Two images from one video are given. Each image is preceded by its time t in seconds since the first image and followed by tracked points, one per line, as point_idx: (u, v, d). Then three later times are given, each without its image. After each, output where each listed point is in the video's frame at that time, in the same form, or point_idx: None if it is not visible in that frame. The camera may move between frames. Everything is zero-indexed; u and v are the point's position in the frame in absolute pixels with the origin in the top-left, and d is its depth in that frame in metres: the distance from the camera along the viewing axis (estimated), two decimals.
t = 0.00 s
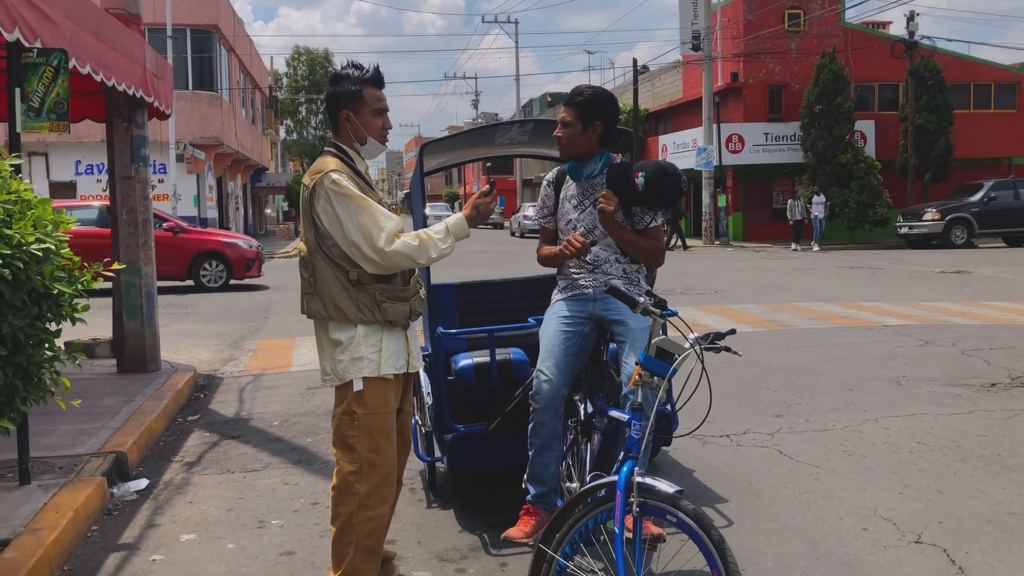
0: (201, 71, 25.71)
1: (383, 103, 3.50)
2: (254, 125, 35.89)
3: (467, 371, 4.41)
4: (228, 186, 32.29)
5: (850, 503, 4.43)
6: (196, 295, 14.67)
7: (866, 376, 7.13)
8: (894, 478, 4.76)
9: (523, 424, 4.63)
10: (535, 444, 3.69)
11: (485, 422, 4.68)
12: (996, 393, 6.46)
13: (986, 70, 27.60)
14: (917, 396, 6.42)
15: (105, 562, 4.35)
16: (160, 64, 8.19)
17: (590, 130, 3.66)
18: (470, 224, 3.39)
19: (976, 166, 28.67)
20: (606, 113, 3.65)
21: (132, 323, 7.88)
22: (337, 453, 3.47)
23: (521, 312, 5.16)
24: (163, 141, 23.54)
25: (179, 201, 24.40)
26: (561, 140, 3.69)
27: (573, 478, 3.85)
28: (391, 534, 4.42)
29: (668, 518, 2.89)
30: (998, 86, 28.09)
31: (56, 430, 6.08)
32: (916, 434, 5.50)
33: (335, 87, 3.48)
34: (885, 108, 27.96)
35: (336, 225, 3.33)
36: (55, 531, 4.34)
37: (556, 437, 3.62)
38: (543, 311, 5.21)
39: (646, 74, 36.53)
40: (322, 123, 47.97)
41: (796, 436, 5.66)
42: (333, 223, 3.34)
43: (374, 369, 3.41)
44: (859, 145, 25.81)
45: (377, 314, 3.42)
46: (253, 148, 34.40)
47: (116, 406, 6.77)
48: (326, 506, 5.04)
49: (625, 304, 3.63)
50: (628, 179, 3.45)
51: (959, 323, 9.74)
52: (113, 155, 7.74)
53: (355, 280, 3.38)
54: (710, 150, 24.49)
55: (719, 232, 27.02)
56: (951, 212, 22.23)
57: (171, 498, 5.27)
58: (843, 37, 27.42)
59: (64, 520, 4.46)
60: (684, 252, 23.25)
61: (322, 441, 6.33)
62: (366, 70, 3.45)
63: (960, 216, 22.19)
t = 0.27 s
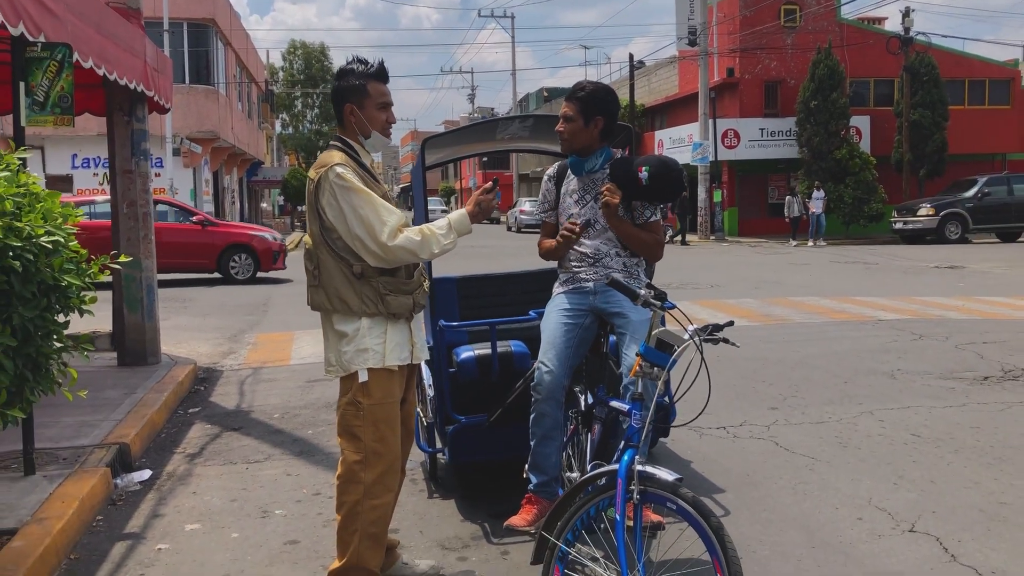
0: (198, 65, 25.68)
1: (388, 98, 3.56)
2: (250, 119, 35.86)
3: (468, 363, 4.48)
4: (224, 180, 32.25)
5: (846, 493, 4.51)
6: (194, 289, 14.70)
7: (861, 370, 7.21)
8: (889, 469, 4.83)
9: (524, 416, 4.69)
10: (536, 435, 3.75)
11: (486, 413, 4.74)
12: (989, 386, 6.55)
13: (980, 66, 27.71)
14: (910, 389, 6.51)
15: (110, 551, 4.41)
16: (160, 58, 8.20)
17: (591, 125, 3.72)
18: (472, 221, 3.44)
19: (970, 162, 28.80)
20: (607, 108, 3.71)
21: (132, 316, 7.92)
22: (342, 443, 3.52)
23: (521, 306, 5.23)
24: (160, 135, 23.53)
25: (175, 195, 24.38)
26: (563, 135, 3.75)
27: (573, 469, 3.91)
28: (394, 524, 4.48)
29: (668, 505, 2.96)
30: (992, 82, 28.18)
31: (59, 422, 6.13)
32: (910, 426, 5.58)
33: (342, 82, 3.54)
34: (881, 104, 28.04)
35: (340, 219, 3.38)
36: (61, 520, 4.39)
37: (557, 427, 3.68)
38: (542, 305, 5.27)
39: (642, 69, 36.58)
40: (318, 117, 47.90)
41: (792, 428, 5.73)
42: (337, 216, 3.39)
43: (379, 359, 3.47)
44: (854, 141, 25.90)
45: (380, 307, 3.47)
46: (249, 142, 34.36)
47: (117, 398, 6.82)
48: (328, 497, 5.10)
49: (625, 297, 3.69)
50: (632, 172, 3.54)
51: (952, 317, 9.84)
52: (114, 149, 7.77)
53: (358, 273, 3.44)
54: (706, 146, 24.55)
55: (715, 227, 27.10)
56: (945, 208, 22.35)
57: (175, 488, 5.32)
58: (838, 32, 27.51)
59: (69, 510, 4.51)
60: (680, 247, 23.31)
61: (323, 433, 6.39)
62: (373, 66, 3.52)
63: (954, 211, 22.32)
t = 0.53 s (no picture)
0: (191, 57, 25.63)
1: (401, 97, 3.60)
2: (242, 112, 35.75)
3: (471, 354, 4.55)
4: (216, 173, 32.20)
5: (840, 482, 4.61)
6: (189, 281, 14.72)
7: (854, 363, 7.33)
8: (882, 459, 4.93)
9: (525, 407, 4.77)
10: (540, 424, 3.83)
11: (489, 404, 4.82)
12: (980, 378, 6.67)
13: (971, 62, 27.92)
14: (902, 382, 6.62)
15: (118, 538, 4.47)
16: (159, 52, 8.22)
17: (593, 121, 3.79)
18: (470, 226, 3.51)
19: (960, 157, 29.03)
20: (609, 104, 3.78)
21: (131, 307, 7.95)
22: (352, 431, 3.59)
23: (522, 298, 5.30)
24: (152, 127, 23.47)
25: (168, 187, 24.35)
26: (566, 131, 3.82)
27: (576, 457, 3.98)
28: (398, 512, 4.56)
29: (671, 491, 3.04)
30: (982, 79, 28.39)
31: (61, 412, 6.18)
32: (903, 418, 5.68)
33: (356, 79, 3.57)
34: (872, 100, 28.20)
35: (346, 215, 3.43)
36: (69, 508, 4.45)
37: (560, 417, 3.76)
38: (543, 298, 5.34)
39: (635, 64, 36.63)
40: (310, 110, 47.81)
41: (787, 419, 5.83)
42: (343, 213, 3.44)
43: (390, 350, 3.54)
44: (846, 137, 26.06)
45: (387, 301, 3.55)
46: (241, 135, 34.31)
47: (118, 389, 6.87)
48: (332, 486, 5.17)
49: (627, 290, 3.76)
50: (650, 163, 3.83)
51: (942, 311, 9.97)
52: (113, 141, 7.79)
53: (365, 269, 3.50)
54: (699, 141, 24.66)
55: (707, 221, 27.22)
56: (936, 203, 22.53)
57: (178, 478, 5.38)
58: (831, 28, 27.64)
59: (77, 498, 4.57)
60: (672, 242, 23.42)
61: (324, 424, 6.46)
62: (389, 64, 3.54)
63: (945, 206, 22.49)
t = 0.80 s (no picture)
0: (182, 52, 25.60)
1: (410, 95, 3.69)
2: (232, 107, 35.68)
3: (471, 346, 4.64)
4: (207, 168, 32.18)
5: (831, 470, 4.71)
6: (182, 276, 14.75)
7: (844, 355, 7.45)
8: (872, 448, 5.04)
9: (524, 397, 4.85)
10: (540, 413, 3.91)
11: (487, 395, 4.90)
12: (968, 370, 6.79)
13: (959, 58, 28.16)
14: (892, 373, 6.74)
15: (123, 528, 4.54)
16: (155, 47, 8.25)
17: (592, 117, 3.88)
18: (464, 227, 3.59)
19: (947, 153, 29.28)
20: (608, 101, 3.88)
21: (128, 302, 8.00)
22: (356, 419, 3.66)
23: (519, 290, 5.39)
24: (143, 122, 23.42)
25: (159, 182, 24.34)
26: (565, 127, 3.91)
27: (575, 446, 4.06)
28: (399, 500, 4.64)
29: (670, 476, 3.13)
30: (970, 75, 28.63)
31: (62, 405, 6.23)
32: (893, 408, 5.80)
33: (366, 76, 3.65)
34: (861, 96, 28.39)
35: (347, 210, 3.49)
36: (75, 498, 4.52)
37: (557, 407, 3.84)
38: (539, 290, 5.43)
39: (626, 60, 36.73)
40: (301, 105, 47.71)
41: (779, 410, 5.94)
42: (345, 207, 3.50)
43: (394, 342, 3.62)
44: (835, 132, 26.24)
45: (390, 295, 3.62)
46: (232, 130, 34.26)
47: (117, 382, 6.93)
48: (333, 476, 5.25)
49: (625, 283, 3.85)
50: (646, 157, 3.92)
51: (930, 305, 10.11)
52: (110, 137, 7.82)
53: (367, 263, 3.57)
54: (689, 136, 24.78)
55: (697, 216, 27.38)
56: (924, 198, 22.72)
57: (180, 469, 5.45)
58: (820, 24, 27.81)
59: (82, 488, 4.64)
60: (663, 236, 23.55)
61: (323, 416, 6.53)
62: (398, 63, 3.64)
63: (933, 201, 22.68)
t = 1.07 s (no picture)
0: (171, 47, 25.56)
1: (417, 94, 3.74)
2: (222, 102, 35.59)
3: (468, 337, 4.71)
4: (197, 163, 32.17)
5: (821, 459, 4.80)
6: (174, 271, 14.76)
7: (833, 348, 7.56)
8: (861, 438, 5.13)
9: (521, 388, 4.92)
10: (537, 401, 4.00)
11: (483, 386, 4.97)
12: (954, 362, 6.90)
13: (946, 55, 28.37)
14: (880, 365, 6.85)
15: (124, 517, 4.59)
16: (149, 41, 8.26)
17: (589, 111, 3.95)
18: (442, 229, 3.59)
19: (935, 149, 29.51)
20: (605, 95, 3.96)
21: (123, 296, 8.03)
22: (353, 407, 3.72)
23: (515, 283, 5.46)
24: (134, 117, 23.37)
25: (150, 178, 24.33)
26: (562, 120, 3.99)
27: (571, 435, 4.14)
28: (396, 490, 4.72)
29: (665, 462, 3.22)
30: (957, 71, 28.84)
31: (60, 398, 6.27)
32: (881, 399, 5.89)
33: (375, 72, 3.72)
34: (849, 92, 28.60)
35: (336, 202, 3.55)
36: (76, 488, 4.57)
37: (553, 395, 3.93)
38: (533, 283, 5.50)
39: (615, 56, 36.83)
40: (290, 100, 47.61)
41: (769, 401, 6.03)
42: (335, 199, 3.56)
43: (387, 333, 3.67)
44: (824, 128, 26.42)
45: (377, 288, 3.67)
46: (221, 125, 34.17)
47: (114, 374, 6.97)
48: (330, 466, 5.31)
49: (620, 274, 3.93)
50: (636, 155, 3.91)
51: (918, 298, 10.24)
52: (104, 131, 7.84)
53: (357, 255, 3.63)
54: (678, 131, 24.92)
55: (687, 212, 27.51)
56: (912, 193, 22.92)
57: (178, 460, 5.50)
58: (809, 20, 27.97)
59: (83, 479, 4.69)
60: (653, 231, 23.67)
61: (319, 408, 6.59)
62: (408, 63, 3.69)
63: (920, 197, 22.87)
